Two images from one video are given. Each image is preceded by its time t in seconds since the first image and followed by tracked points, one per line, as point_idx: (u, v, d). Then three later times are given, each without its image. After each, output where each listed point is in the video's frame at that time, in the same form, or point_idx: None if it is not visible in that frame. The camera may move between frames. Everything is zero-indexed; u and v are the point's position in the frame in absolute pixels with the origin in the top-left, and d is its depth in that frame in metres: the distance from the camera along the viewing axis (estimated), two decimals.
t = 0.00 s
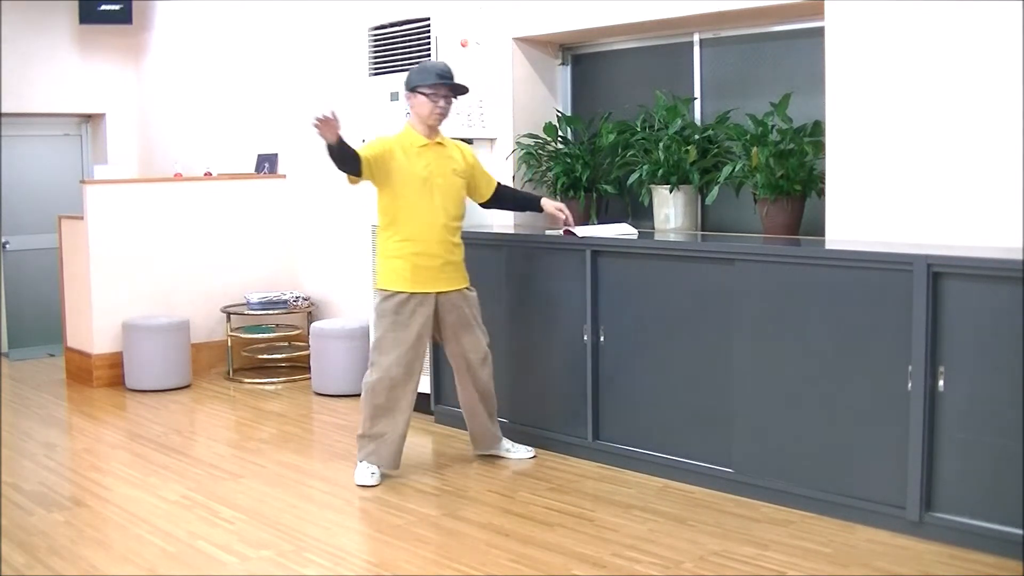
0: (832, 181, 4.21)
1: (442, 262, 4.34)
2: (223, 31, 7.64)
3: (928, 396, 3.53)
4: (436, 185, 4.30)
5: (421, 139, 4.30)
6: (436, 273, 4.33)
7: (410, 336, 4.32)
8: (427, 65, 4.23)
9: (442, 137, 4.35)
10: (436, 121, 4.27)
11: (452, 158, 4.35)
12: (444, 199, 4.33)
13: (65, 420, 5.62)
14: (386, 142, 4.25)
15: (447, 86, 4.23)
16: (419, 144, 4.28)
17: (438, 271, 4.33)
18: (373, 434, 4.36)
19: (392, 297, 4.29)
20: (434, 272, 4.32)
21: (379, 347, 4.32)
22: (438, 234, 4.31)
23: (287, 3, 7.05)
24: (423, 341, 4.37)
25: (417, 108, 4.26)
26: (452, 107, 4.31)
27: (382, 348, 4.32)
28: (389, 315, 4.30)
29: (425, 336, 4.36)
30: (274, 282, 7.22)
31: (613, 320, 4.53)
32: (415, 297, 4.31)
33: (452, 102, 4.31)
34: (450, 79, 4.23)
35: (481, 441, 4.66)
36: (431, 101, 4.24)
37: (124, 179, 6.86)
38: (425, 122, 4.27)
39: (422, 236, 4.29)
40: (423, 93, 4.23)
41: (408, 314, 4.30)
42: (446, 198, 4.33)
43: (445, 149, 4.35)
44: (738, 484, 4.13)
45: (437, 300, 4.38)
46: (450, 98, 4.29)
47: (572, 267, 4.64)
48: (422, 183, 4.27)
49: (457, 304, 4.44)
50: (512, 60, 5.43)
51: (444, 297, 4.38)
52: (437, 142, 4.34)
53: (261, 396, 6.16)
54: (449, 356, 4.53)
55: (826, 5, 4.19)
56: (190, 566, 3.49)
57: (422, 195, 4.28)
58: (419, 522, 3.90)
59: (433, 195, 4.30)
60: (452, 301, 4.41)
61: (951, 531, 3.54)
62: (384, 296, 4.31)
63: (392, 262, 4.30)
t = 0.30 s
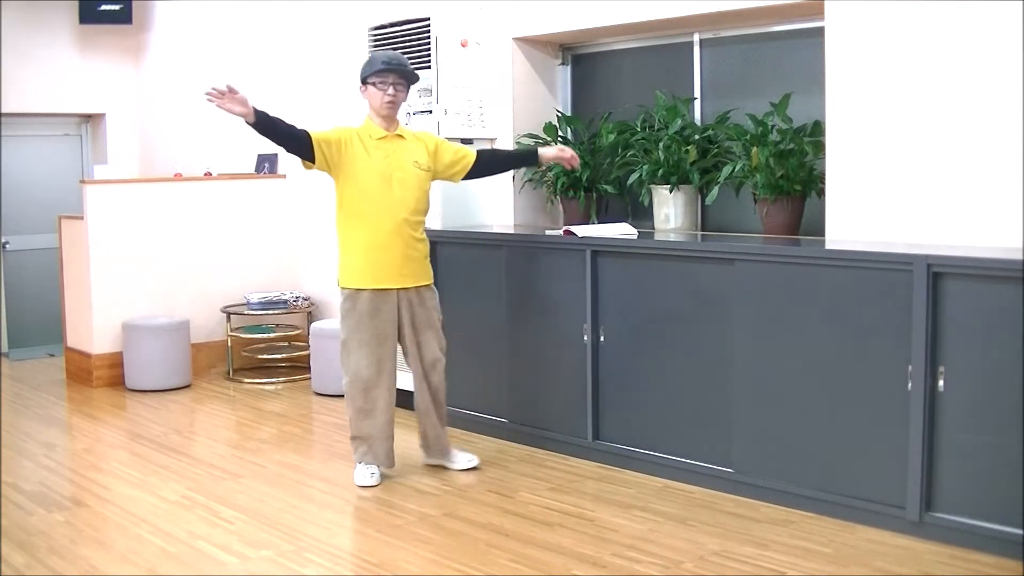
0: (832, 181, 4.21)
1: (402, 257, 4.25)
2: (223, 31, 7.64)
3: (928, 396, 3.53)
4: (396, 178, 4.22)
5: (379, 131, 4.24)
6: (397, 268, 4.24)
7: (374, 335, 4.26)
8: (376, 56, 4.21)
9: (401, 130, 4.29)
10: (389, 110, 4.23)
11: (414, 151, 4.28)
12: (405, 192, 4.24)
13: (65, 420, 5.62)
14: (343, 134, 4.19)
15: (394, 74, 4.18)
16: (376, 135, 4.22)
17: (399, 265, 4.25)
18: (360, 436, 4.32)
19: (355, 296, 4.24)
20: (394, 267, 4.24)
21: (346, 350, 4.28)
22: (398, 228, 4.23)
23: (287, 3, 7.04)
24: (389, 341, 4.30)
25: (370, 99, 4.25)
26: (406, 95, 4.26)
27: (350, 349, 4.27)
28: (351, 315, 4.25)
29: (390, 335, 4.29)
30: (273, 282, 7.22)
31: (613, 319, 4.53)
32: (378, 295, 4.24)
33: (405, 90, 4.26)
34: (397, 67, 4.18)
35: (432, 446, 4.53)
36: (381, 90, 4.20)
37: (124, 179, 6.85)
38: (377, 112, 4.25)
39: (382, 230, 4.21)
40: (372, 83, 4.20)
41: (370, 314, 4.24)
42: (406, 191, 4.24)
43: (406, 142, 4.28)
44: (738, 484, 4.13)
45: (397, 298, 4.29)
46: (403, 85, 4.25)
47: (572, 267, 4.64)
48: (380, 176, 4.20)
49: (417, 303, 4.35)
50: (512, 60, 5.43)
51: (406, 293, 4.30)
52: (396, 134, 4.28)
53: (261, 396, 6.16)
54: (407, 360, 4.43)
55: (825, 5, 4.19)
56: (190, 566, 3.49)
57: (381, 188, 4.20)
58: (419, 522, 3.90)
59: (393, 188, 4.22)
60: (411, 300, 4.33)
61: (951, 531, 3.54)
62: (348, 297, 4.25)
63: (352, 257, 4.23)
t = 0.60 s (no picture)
0: (832, 181, 4.21)
1: (389, 252, 4.23)
2: (223, 31, 7.64)
3: (928, 396, 3.53)
4: (383, 173, 4.22)
5: (368, 126, 4.24)
6: (384, 263, 4.22)
7: (360, 332, 4.26)
8: (362, 52, 4.26)
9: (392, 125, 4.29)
10: (378, 103, 4.24)
11: (402, 146, 4.26)
12: (393, 186, 4.23)
13: (65, 420, 5.62)
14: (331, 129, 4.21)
15: (380, 69, 4.21)
16: (365, 130, 4.23)
17: (387, 260, 4.23)
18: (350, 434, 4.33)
19: (343, 292, 4.26)
20: (381, 262, 4.22)
21: (339, 345, 4.32)
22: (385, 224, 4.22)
23: (287, 3, 7.04)
24: (372, 338, 4.29)
25: (358, 95, 4.27)
26: (394, 90, 4.28)
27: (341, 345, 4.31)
28: (341, 311, 4.28)
29: (377, 333, 4.29)
30: (274, 283, 7.23)
31: (613, 319, 4.53)
32: (366, 291, 4.24)
33: (393, 84, 4.28)
34: (383, 61, 4.21)
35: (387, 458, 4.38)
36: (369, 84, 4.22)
37: (124, 179, 6.85)
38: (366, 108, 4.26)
39: (368, 224, 4.20)
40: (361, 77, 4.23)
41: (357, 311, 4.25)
42: (394, 186, 4.23)
43: (395, 137, 4.27)
44: (738, 484, 4.13)
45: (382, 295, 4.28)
46: (391, 80, 4.27)
47: (572, 267, 4.64)
48: (367, 170, 4.20)
49: (397, 303, 4.30)
50: (512, 60, 5.40)
51: (392, 289, 4.27)
52: (385, 128, 4.27)
53: (262, 396, 6.16)
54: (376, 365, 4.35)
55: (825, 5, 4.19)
56: (191, 565, 3.49)
57: (367, 182, 4.20)
58: (420, 522, 3.90)
59: (380, 182, 4.22)
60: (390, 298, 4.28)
61: (951, 531, 3.54)
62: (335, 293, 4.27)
63: (340, 251, 4.23)
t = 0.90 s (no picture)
0: (832, 181, 4.21)
1: (389, 254, 4.23)
2: (223, 31, 7.64)
3: (928, 396, 3.53)
4: (383, 175, 4.23)
5: (368, 129, 4.25)
6: (383, 265, 4.23)
7: (364, 335, 4.27)
8: (361, 55, 4.22)
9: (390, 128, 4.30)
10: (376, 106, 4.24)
11: (401, 149, 4.28)
12: (393, 188, 4.24)
13: (65, 420, 5.62)
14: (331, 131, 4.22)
15: (380, 73, 4.19)
16: (364, 132, 4.24)
17: (387, 262, 4.23)
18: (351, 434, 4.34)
19: (344, 295, 4.25)
20: (381, 263, 4.22)
21: (341, 347, 4.31)
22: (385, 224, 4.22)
23: (288, 3, 7.05)
24: (373, 339, 4.29)
25: (358, 98, 4.26)
26: (392, 93, 4.26)
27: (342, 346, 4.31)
28: (342, 312, 4.27)
29: (377, 333, 4.29)
30: (273, 283, 7.23)
31: (613, 319, 4.53)
32: (365, 292, 4.24)
33: (392, 87, 4.27)
34: (383, 65, 4.18)
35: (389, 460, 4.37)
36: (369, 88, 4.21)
37: (124, 179, 6.85)
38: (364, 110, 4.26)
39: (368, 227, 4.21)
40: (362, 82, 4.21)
41: (357, 313, 4.25)
42: (393, 187, 4.25)
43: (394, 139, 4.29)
44: (738, 483, 4.13)
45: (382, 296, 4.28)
46: (390, 83, 4.25)
47: (572, 267, 4.64)
48: (367, 173, 4.21)
49: (398, 305, 4.30)
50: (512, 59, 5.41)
51: (391, 291, 4.27)
52: (384, 131, 4.29)
53: (262, 396, 6.16)
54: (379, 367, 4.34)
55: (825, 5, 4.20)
56: (191, 565, 3.49)
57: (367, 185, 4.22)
58: (420, 522, 3.90)
59: (379, 185, 4.23)
60: (391, 300, 4.28)
61: (951, 531, 3.54)
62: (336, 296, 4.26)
63: (340, 253, 4.23)
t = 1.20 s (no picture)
0: (832, 181, 4.21)
1: (397, 257, 4.25)
2: (223, 31, 7.64)
3: (928, 396, 3.54)
4: (393, 178, 4.23)
5: (376, 132, 4.25)
6: (391, 267, 4.24)
7: (374, 336, 4.26)
8: (367, 57, 4.22)
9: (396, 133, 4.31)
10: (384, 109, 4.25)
11: (408, 154, 4.29)
12: (402, 193, 4.25)
13: (65, 420, 5.62)
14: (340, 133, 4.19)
15: (385, 74, 4.19)
16: (373, 135, 4.24)
17: (396, 266, 4.25)
18: (355, 436, 4.32)
19: (352, 296, 4.24)
20: (391, 268, 4.23)
21: (347, 350, 4.28)
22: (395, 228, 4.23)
23: (287, 4, 7.05)
24: (382, 341, 4.29)
25: (364, 100, 4.27)
26: (398, 94, 4.26)
27: (349, 348, 4.27)
28: (350, 314, 4.25)
29: (385, 335, 4.28)
30: (273, 283, 7.23)
31: (613, 319, 4.53)
32: (375, 295, 4.24)
33: (398, 88, 4.26)
34: (388, 66, 4.18)
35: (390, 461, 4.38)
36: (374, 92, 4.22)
37: (124, 179, 6.85)
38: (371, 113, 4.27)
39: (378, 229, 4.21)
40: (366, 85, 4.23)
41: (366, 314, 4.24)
42: (403, 192, 4.25)
43: (400, 144, 4.29)
44: (738, 483, 4.13)
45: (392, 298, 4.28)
46: (395, 84, 4.25)
47: (572, 267, 4.64)
48: (378, 177, 4.20)
49: (405, 307, 4.31)
50: (512, 60, 5.43)
51: (399, 292, 4.28)
52: (391, 135, 4.29)
53: (262, 396, 6.16)
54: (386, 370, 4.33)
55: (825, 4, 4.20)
56: (191, 566, 3.49)
57: (378, 187, 4.20)
58: (419, 522, 3.90)
59: (389, 188, 4.23)
60: (400, 302, 4.29)
61: (951, 531, 3.54)
62: (345, 297, 4.24)
63: (349, 257, 4.22)
